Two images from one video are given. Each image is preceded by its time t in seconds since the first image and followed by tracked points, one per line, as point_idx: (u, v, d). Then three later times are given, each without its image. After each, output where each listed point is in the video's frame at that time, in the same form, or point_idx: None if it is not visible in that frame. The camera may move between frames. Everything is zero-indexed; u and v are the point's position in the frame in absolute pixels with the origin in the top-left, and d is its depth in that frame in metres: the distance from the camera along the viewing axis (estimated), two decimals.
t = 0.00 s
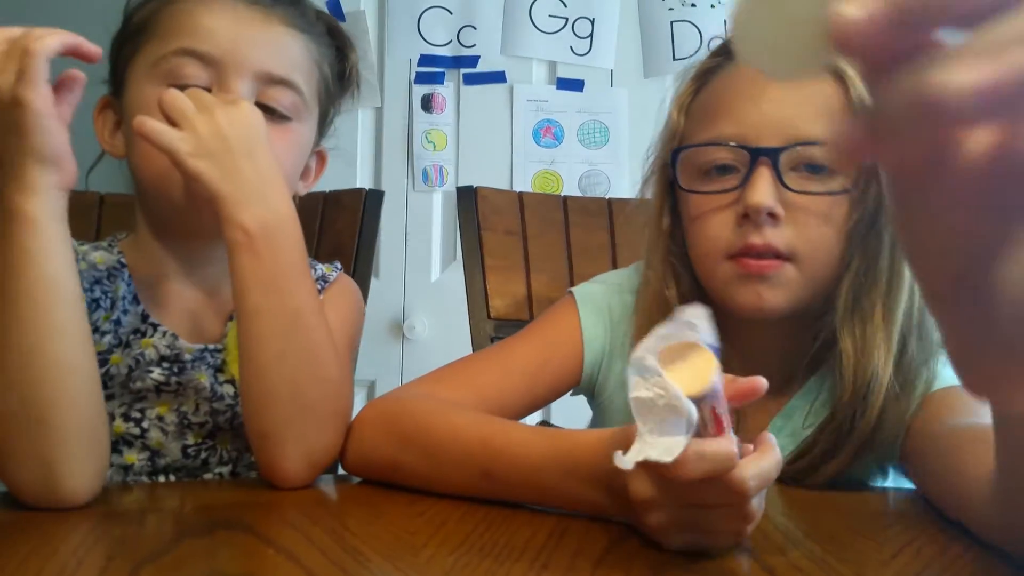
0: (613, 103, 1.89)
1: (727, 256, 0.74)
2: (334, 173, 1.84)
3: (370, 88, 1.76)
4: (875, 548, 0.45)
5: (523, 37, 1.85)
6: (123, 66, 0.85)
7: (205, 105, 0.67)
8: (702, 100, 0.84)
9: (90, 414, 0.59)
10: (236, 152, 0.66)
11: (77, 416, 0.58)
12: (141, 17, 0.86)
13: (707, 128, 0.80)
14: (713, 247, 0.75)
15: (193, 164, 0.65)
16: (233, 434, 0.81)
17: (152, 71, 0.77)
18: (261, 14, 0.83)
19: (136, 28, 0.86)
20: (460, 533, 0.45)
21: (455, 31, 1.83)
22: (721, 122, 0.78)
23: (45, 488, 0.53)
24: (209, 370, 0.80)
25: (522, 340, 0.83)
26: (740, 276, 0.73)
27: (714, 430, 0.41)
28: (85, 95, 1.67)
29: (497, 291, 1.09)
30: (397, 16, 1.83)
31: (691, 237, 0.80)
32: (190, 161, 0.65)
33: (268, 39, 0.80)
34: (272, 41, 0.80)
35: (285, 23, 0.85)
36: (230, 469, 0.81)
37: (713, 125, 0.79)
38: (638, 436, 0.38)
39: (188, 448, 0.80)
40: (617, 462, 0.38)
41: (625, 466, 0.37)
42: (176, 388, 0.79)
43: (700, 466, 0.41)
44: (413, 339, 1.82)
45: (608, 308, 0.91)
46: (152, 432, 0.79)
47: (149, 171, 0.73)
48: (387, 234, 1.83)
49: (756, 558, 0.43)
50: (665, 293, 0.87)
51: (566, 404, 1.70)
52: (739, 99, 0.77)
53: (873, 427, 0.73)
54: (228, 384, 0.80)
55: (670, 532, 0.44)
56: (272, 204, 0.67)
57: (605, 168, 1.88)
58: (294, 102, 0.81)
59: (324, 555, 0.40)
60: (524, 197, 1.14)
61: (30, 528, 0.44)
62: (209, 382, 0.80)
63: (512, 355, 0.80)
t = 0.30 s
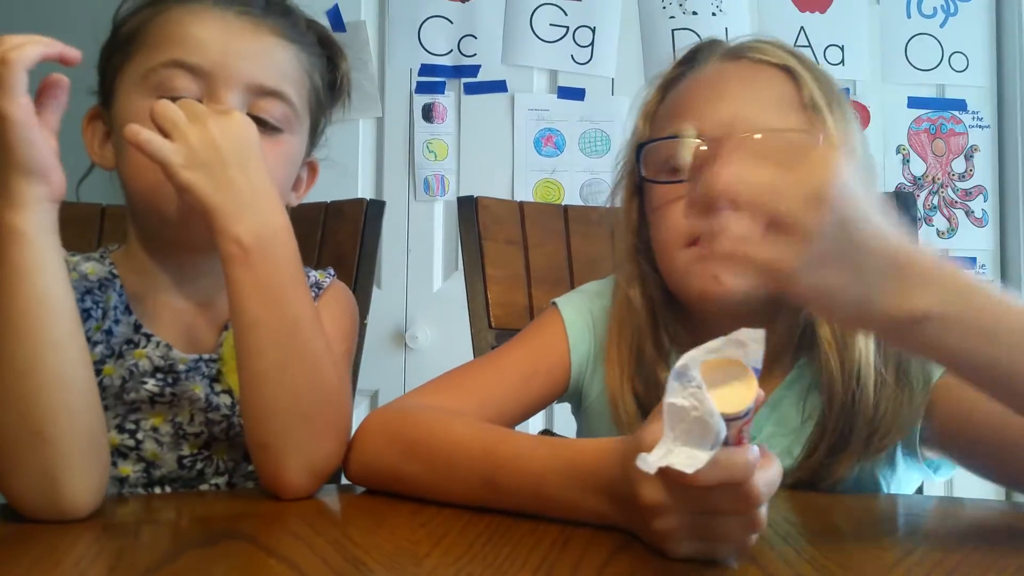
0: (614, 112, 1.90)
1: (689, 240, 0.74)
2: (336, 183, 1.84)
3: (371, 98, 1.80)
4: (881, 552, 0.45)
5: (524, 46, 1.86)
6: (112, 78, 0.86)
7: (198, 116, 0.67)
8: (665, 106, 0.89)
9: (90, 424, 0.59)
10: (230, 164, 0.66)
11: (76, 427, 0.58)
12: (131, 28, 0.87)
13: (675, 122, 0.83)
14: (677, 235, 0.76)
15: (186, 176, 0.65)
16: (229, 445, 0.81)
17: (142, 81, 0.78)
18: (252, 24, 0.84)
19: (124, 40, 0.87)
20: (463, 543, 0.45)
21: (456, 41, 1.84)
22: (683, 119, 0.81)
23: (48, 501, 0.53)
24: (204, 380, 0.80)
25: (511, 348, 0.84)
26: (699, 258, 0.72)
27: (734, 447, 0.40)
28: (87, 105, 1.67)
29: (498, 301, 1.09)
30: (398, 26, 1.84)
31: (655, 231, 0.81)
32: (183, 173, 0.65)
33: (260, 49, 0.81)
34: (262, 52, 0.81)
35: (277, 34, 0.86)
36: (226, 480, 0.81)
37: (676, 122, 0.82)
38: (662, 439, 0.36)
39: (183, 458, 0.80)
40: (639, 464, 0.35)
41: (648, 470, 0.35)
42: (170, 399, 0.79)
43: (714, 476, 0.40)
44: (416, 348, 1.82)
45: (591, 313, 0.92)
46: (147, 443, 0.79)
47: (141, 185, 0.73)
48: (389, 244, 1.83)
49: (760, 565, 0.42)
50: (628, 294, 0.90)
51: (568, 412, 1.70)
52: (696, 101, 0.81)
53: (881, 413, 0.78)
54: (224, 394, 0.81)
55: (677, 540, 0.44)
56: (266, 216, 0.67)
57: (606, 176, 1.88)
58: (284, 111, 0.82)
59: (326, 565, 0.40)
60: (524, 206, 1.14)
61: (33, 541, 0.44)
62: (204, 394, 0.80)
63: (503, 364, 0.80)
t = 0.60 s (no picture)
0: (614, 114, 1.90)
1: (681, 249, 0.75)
2: (336, 186, 1.85)
3: (370, 101, 1.84)
4: (881, 554, 0.45)
5: (524, 49, 1.86)
6: (110, 82, 0.86)
7: (212, 116, 0.66)
8: (644, 118, 0.89)
9: (86, 426, 0.59)
10: (234, 168, 0.64)
11: (71, 430, 0.58)
12: (126, 35, 0.87)
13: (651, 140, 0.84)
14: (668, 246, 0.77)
15: (187, 175, 0.63)
16: (221, 448, 0.82)
17: (144, 82, 0.78)
18: (251, 29, 0.85)
19: (119, 46, 0.87)
20: (458, 547, 0.45)
21: (455, 43, 1.84)
22: (666, 130, 0.81)
23: (45, 505, 0.53)
24: (196, 383, 0.81)
25: (507, 353, 0.84)
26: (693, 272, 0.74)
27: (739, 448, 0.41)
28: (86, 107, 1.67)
29: (498, 304, 1.09)
30: (397, 29, 1.84)
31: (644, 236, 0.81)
32: (185, 172, 0.63)
33: (257, 54, 0.81)
34: (260, 55, 0.81)
35: (274, 39, 0.87)
36: (218, 484, 0.82)
37: (659, 135, 0.82)
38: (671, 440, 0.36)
39: (176, 462, 0.80)
40: (648, 463, 0.35)
41: (656, 470, 0.35)
42: (162, 402, 0.79)
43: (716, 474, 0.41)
44: (416, 351, 1.82)
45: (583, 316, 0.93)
46: (139, 448, 0.79)
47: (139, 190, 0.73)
48: (389, 247, 1.83)
49: (757, 568, 0.43)
50: (617, 306, 0.91)
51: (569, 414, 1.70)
52: (678, 112, 0.82)
53: (868, 426, 0.82)
54: (217, 398, 0.81)
55: (678, 541, 0.44)
56: (272, 223, 0.65)
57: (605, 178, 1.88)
58: (284, 115, 0.82)
59: (322, 569, 0.40)
60: (523, 209, 1.14)
61: (30, 545, 0.44)
62: (196, 396, 0.80)
63: (501, 367, 0.80)
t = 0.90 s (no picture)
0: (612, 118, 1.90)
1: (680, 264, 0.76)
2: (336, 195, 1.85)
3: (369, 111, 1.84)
4: (889, 558, 0.45)
5: (521, 55, 1.86)
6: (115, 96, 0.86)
7: (224, 134, 0.63)
8: (642, 125, 0.90)
9: (86, 444, 0.59)
10: (254, 190, 0.62)
11: (72, 448, 0.58)
12: (134, 54, 0.88)
13: (652, 146, 0.84)
14: (669, 254, 0.77)
15: (207, 202, 0.61)
16: (227, 462, 0.82)
17: (147, 95, 0.78)
18: (255, 49, 0.85)
19: (128, 63, 0.88)
20: (466, 558, 0.44)
21: (452, 51, 1.84)
22: (666, 140, 0.81)
23: (50, 523, 0.53)
24: (201, 397, 0.80)
25: (510, 361, 0.83)
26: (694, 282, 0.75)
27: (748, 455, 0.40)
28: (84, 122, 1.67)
29: (500, 311, 1.09)
30: (394, 38, 1.84)
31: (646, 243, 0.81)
32: (205, 198, 0.61)
33: (259, 72, 0.81)
34: (265, 75, 0.82)
35: (278, 60, 0.87)
36: (224, 498, 0.81)
37: (661, 145, 0.82)
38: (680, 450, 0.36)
39: (182, 478, 0.80)
40: (656, 471, 0.35)
41: (666, 480, 0.35)
42: (167, 417, 0.79)
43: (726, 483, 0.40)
44: (419, 359, 1.82)
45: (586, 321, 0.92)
46: (145, 464, 0.79)
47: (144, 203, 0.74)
48: (390, 255, 1.83)
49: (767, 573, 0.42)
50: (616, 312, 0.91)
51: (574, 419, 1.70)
52: (681, 119, 0.81)
53: (874, 424, 0.82)
54: (221, 411, 0.81)
55: (686, 550, 0.43)
56: (294, 249, 0.63)
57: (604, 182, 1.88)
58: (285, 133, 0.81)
59: None
60: (523, 216, 1.14)
61: (36, 564, 0.44)
62: (201, 410, 0.80)
63: (504, 374, 0.80)
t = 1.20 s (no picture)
0: (618, 118, 1.90)
1: (691, 267, 0.77)
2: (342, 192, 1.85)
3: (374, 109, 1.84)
4: (896, 559, 0.45)
5: (526, 54, 1.86)
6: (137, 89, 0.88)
7: (244, 157, 0.58)
8: (658, 125, 0.90)
9: (94, 440, 0.59)
10: (280, 211, 0.57)
11: (80, 443, 0.58)
12: (157, 48, 0.90)
13: (671, 146, 0.84)
14: (679, 259, 0.78)
15: (237, 231, 0.56)
16: (231, 459, 0.82)
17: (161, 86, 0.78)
18: (271, 50, 0.86)
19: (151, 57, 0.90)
20: (471, 556, 0.45)
21: (458, 49, 1.85)
22: (686, 140, 0.81)
23: (54, 515, 0.53)
24: (207, 391, 0.81)
25: (513, 360, 0.84)
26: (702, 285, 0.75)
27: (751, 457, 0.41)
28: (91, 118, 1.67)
29: (504, 309, 1.09)
30: (400, 36, 1.85)
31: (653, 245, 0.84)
32: (235, 229, 0.56)
33: (270, 73, 0.81)
34: (279, 75, 0.82)
35: (293, 61, 0.88)
36: (227, 495, 0.82)
37: (679, 143, 0.82)
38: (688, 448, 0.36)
39: (185, 473, 0.81)
40: (663, 470, 0.35)
41: (672, 477, 0.35)
42: (173, 411, 0.80)
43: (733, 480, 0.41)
44: (423, 357, 1.82)
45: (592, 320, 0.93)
46: (150, 459, 0.79)
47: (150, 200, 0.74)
48: (395, 253, 1.84)
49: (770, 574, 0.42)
50: (626, 307, 0.91)
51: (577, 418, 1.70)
52: (701, 120, 0.81)
53: (885, 428, 0.81)
54: (226, 406, 0.82)
55: (689, 548, 0.43)
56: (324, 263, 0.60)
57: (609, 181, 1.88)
58: (297, 133, 0.82)
59: None
60: (528, 215, 1.14)
61: (40, 560, 0.44)
62: (206, 404, 0.80)
63: (510, 372, 0.81)
